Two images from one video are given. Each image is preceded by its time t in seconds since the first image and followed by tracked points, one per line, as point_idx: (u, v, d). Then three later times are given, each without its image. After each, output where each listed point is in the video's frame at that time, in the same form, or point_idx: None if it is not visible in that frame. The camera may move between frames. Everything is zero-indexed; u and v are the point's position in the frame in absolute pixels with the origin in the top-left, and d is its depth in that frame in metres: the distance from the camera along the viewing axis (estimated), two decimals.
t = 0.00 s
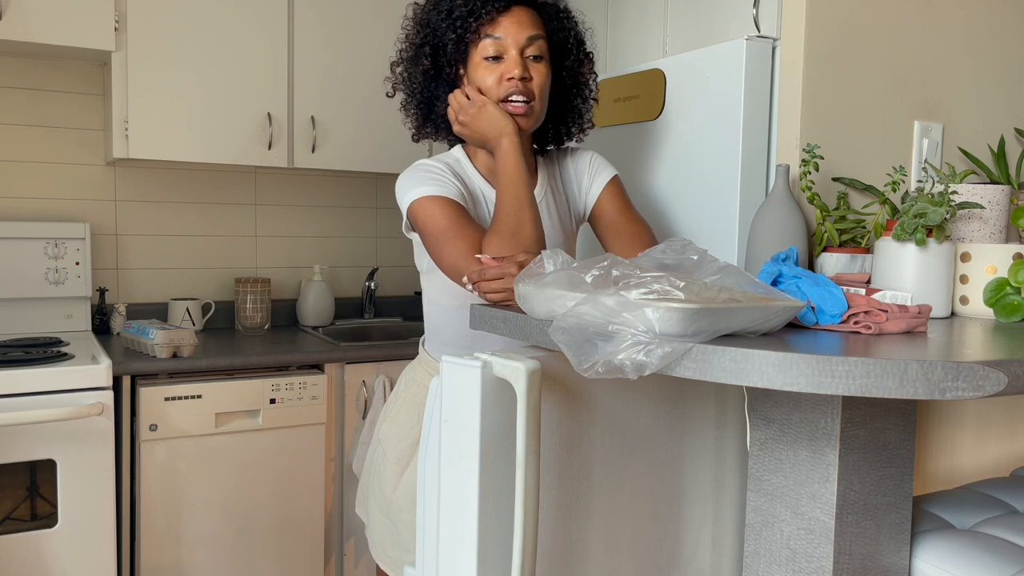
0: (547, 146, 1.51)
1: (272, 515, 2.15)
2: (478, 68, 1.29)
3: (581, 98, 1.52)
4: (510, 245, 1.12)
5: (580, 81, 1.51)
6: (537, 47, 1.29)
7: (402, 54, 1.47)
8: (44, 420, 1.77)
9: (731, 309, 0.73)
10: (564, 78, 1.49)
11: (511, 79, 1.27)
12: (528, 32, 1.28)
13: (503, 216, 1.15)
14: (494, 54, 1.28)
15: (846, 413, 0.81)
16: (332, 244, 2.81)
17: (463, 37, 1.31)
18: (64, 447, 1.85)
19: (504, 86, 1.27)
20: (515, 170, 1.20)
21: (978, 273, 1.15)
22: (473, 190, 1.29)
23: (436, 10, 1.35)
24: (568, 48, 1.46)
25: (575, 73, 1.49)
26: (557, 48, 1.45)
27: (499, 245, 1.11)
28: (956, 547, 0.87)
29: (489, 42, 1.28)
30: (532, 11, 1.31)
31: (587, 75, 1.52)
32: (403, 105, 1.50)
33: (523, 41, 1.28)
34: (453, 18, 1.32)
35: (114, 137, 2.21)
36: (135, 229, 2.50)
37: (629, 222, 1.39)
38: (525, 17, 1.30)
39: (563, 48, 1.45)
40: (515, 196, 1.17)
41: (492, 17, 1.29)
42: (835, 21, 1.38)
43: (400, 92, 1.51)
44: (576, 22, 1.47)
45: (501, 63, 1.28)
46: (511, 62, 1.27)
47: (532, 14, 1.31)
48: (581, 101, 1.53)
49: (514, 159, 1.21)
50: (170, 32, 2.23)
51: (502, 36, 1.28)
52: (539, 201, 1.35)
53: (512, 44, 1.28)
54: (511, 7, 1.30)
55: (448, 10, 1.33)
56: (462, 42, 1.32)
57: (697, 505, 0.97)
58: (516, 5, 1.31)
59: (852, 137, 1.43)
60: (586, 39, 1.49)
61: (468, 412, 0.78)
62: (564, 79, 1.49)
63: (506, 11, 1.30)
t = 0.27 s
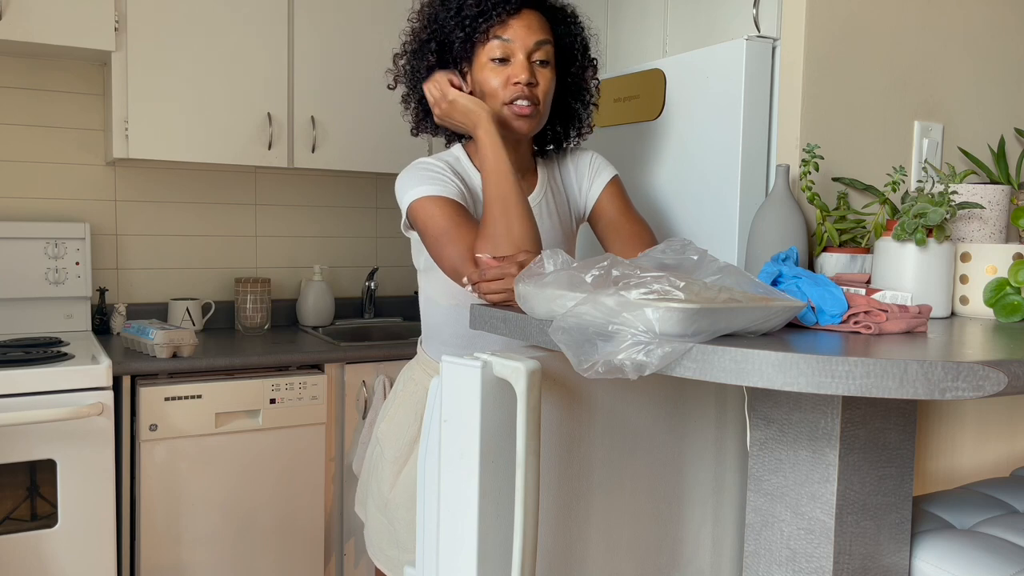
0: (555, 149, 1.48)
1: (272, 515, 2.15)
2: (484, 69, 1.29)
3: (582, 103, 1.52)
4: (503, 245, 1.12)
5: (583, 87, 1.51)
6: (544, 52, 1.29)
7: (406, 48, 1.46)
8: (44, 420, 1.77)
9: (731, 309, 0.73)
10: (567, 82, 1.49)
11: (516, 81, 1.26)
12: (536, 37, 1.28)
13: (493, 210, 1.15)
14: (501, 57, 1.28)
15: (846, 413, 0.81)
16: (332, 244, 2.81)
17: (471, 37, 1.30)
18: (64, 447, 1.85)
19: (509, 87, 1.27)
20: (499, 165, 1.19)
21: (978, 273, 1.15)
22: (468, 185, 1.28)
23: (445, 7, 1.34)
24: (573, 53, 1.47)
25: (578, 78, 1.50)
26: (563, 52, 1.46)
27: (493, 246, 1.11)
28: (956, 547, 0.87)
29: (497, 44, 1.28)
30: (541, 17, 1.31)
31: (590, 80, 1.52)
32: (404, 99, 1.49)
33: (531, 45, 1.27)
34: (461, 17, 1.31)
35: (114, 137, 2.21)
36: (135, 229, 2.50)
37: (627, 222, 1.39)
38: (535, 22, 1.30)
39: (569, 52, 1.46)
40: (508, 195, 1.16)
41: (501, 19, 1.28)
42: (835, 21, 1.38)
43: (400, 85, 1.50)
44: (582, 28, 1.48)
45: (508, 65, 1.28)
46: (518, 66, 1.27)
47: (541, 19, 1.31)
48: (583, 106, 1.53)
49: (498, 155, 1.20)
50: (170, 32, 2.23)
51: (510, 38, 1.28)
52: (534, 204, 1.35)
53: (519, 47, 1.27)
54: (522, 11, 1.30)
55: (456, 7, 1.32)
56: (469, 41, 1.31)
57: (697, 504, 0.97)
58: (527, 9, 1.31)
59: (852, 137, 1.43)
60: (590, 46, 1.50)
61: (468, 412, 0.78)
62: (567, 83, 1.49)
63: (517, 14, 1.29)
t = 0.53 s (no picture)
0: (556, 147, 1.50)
1: (272, 515, 2.15)
2: (491, 73, 1.27)
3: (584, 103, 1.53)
4: (496, 239, 1.09)
5: (586, 88, 1.52)
6: (552, 57, 1.29)
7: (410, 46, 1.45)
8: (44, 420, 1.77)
9: (731, 309, 0.73)
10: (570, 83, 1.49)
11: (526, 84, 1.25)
12: (545, 42, 1.28)
13: (482, 204, 1.12)
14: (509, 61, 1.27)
15: (846, 413, 0.81)
16: (332, 244, 2.81)
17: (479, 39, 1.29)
18: (64, 447, 1.85)
19: (520, 90, 1.25)
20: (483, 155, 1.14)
21: (978, 273, 1.15)
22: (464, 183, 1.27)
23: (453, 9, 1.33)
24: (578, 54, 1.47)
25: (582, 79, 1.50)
26: (568, 53, 1.46)
27: (488, 240, 1.09)
28: (955, 547, 0.87)
29: (505, 47, 1.27)
30: (550, 21, 1.32)
31: (593, 81, 1.52)
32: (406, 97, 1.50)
33: (540, 50, 1.28)
34: (470, 20, 1.29)
35: (114, 137, 2.21)
36: (135, 229, 2.50)
37: (627, 224, 1.39)
38: (543, 28, 1.30)
39: (574, 54, 1.46)
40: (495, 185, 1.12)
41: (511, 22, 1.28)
42: (835, 21, 1.38)
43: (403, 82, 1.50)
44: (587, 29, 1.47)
45: (516, 70, 1.27)
46: (527, 71, 1.26)
47: (549, 24, 1.31)
48: (586, 106, 1.54)
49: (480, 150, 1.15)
50: (169, 32, 2.23)
51: (520, 42, 1.27)
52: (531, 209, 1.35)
53: (528, 51, 1.27)
54: (530, 16, 1.29)
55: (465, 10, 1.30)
56: (478, 45, 1.28)
57: (697, 504, 0.97)
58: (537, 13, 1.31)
59: (852, 137, 1.43)
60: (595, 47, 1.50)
61: (468, 412, 0.78)
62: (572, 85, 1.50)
63: (527, 18, 1.29)
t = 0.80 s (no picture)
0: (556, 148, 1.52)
1: (272, 515, 2.15)
2: (492, 74, 1.26)
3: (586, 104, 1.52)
4: (496, 241, 1.09)
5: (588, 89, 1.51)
6: (554, 61, 1.29)
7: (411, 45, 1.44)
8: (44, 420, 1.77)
9: (731, 309, 0.73)
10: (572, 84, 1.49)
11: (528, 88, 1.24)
12: (547, 45, 1.28)
13: (479, 205, 1.12)
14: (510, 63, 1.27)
15: (846, 413, 0.81)
16: (332, 244, 2.81)
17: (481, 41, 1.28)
18: (64, 447, 1.85)
19: (521, 94, 1.24)
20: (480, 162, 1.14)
21: (977, 273, 1.15)
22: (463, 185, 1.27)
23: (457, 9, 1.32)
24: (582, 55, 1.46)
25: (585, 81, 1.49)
26: (571, 55, 1.45)
27: (487, 241, 1.09)
28: (955, 547, 0.87)
29: (508, 50, 1.27)
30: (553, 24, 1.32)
31: (596, 83, 1.52)
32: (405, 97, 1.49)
33: (543, 53, 1.28)
34: (472, 21, 1.29)
35: (115, 137, 2.21)
36: (135, 229, 2.50)
37: (626, 224, 1.39)
38: (546, 30, 1.29)
39: (578, 56, 1.46)
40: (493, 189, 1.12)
41: (515, 24, 1.27)
42: (835, 20, 1.38)
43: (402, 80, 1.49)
44: (590, 31, 1.47)
45: (518, 73, 1.26)
46: (528, 74, 1.26)
47: (552, 27, 1.31)
48: (588, 107, 1.53)
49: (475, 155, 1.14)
50: (169, 32, 2.23)
51: (523, 45, 1.27)
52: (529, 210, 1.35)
53: (531, 54, 1.27)
54: (532, 17, 1.29)
55: (469, 10, 1.30)
56: (480, 46, 1.28)
57: (697, 504, 0.97)
58: (540, 14, 1.31)
59: (852, 137, 1.43)
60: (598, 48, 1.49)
61: (468, 412, 0.78)
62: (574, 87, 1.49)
63: (530, 20, 1.29)
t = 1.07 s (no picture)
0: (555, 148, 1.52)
1: (272, 515, 2.15)
2: (488, 75, 1.27)
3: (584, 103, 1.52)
4: (496, 241, 1.09)
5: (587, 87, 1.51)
6: (550, 58, 1.28)
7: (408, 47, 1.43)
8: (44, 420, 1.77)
9: (731, 309, 0.73)
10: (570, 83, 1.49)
11: (523, 86, 1.24)
12: (543, 42, 1.28)
13: (479, 205, 1.12)
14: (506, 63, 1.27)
15: (846, 413, 0.81)
16: (332, 244, 2.81)
17: (477, 42, 1.29)
18: (64, 447, 1.85)
19: (517, 93, 1.24)
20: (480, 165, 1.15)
21: (977, 273, 1.15)
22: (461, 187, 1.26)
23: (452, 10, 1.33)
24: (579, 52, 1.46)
25: (582, 80, 1.50)
26: (568, 53, 1.45)
27: (487, 241, 1.09)
28: (955, 547, 0.87)
29: (503, 49, 1.27)
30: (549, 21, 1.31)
31: (593, 81, 1.53)
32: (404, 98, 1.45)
33: (539, 51, 1.27)
34: (468, 21, 1.30)
35: (115, 138, 2.21)
36: (135, 228, 2.50)
37: (627, 224, 1.39)
38: (542, 27, 1.29)
39: (575, 54, 1.46)
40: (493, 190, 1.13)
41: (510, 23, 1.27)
42: (835, 21, 1.38)
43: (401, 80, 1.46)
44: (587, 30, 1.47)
45: (514, 72, 1.26)
46: (524, 73, 1.26)
47: (548, 24, 1.30)
48: (586, 105, 1.54)
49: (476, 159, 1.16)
50: (169, 32, 2.23)
51: (518, 44, 1.27)
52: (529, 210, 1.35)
53: (526, 52, 1.27)
54: (529, 15, 1.29)
55: (464, 11, 1.31)
56: (475, 46, 1.29)
57: (697, 504, 0.97)
58: (536, 12, 1.30)
59: (852, 137, 1.42)
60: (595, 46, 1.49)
61: (468, 412, 0.78)
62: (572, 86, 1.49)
63: (525, 17, 1.28)
